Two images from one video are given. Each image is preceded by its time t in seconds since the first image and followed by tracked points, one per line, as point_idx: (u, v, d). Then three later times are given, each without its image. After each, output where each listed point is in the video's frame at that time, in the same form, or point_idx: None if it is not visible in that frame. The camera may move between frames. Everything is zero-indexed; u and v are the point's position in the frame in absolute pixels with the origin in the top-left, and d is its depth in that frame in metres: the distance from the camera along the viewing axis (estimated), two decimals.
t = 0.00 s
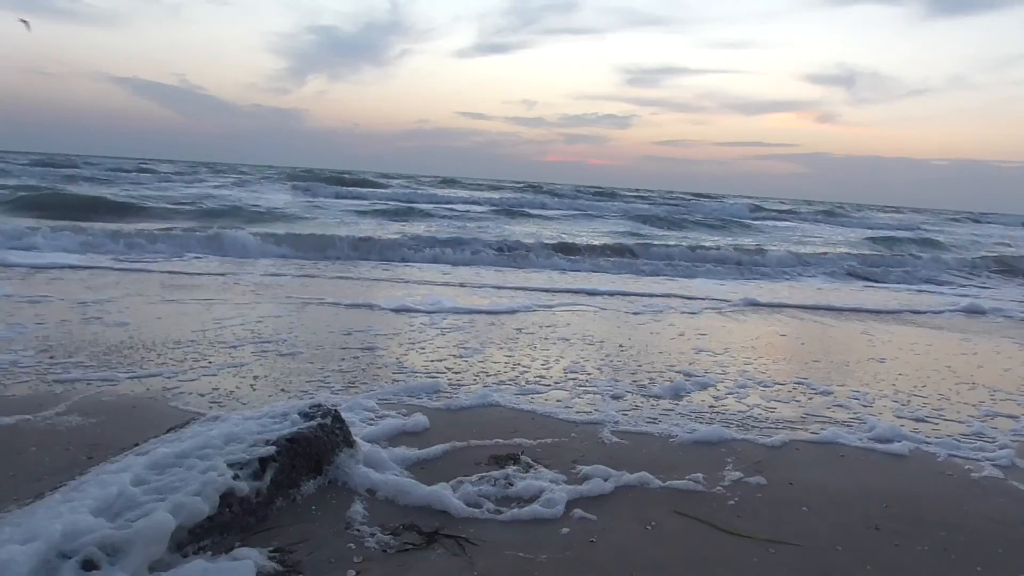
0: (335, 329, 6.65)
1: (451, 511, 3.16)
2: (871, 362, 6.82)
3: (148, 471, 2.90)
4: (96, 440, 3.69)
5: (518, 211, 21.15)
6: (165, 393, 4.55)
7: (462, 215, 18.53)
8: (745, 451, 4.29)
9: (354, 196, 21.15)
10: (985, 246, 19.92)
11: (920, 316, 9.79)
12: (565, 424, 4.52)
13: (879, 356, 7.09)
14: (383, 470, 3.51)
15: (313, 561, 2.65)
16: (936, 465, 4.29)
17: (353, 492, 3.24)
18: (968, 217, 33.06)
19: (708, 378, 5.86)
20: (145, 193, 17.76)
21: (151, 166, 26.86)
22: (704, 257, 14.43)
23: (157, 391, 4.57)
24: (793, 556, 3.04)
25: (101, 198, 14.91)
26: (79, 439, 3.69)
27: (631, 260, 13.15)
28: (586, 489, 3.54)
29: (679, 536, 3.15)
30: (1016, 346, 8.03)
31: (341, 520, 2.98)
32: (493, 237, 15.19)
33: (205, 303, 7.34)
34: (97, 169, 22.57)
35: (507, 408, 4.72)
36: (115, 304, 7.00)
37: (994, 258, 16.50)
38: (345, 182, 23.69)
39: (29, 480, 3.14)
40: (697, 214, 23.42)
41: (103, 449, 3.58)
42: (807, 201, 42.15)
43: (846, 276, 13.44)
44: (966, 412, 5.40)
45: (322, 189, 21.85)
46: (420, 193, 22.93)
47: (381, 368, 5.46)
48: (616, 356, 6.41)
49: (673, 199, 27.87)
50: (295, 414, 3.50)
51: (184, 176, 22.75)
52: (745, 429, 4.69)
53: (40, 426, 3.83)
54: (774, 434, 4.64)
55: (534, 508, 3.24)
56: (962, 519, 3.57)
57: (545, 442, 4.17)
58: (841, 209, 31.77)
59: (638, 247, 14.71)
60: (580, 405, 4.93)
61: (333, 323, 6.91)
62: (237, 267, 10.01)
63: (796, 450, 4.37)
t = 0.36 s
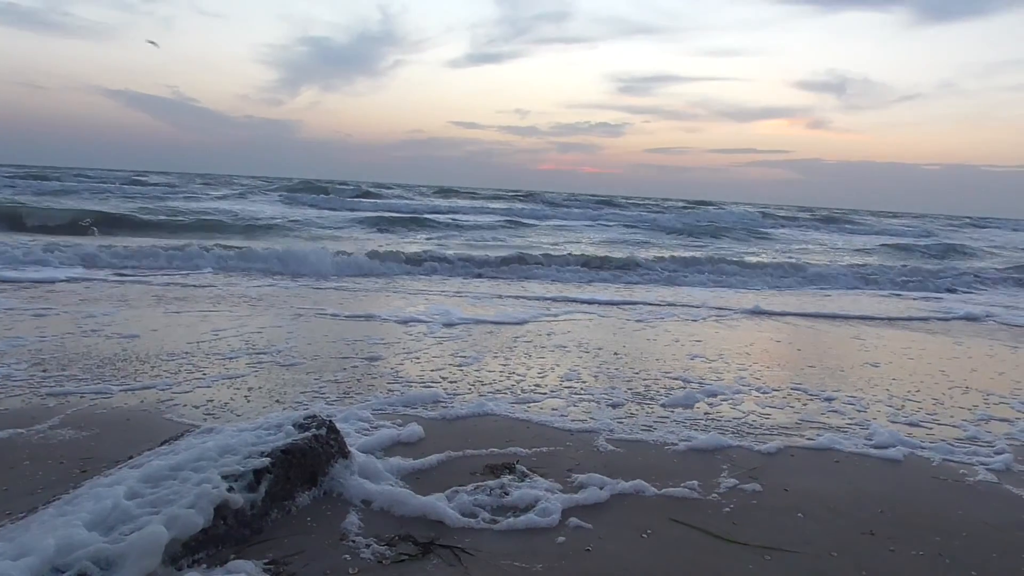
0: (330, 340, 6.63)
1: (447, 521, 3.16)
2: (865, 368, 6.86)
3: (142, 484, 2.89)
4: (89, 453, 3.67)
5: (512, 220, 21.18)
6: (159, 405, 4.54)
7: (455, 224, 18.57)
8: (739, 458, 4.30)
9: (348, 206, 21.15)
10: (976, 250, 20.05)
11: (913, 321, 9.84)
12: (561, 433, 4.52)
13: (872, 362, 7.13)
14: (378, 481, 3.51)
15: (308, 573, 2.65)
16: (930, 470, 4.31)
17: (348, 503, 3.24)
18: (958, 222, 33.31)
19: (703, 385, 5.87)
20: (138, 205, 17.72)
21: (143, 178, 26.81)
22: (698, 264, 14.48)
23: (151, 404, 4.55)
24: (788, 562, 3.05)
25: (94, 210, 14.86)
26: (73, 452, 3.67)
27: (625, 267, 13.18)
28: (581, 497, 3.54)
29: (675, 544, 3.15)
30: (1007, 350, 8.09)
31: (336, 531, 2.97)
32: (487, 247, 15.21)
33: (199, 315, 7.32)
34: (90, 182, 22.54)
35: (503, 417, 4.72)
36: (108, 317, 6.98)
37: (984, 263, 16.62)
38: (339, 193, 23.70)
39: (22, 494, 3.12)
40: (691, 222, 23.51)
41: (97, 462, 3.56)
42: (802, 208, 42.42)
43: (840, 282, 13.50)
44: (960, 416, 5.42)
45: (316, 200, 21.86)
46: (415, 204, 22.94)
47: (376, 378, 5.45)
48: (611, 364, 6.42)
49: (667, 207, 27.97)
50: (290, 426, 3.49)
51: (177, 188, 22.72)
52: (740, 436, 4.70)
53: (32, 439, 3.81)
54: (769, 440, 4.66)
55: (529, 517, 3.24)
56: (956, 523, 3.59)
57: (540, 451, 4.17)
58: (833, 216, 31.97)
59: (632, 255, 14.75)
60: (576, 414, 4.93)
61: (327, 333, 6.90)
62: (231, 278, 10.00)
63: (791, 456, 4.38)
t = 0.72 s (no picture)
0: (326, 343, 6.62)
1: (442, 525, 3.15)
2: (860, 372, 6.88)
3: (137, 488, 2.88)
4: (84, 456, 3.66)
5: (509, 224, 21.18)
6: (154, 408, 4.53)
7: (452, 227, 18.57)
8: (735, 462, 4.31)
9: (345, 209, 21.13)
10: (971, 255, 20.12)
11: (909, 325, 9.87)
12: (557, 437, 4.52)
13: (868, 366, 7.15)
14: (374, 485, 3.50)
15: None
16: (925, 475, 4.33)
17: (344, 508, 3.23)
18: (954, 226, 33.44)
19: (699, 389, 5.88)
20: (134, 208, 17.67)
21: (138, 181, 26.75)
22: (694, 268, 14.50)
23: (146, 407, 4.54)
24: (783, 566, 3.06)
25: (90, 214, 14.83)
26: (67, 455, 3.66)
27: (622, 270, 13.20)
28: (577, 502, 3.54)
29: (671, 548, 3.15)
30: (1002, 355, 8.13)
31: (331, 535, 2.97)
32: (484, 251, 15.22)
33: (195, 318, 7.31)
34: (85, 184, 22.47)
35: (499, 422, 4.72)
36: (104, 320, 6.96)
37: (979, 268, 16.70)
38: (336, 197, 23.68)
39: (16, 497, 3.11)
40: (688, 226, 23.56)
41: (91, 465, 3.55)
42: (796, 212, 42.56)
43: (836, 285, 13.54)
44: (955, 421, 5.44)
45: (312, 203, 21.84)
46: (412, 208, 22.95)
47: (373, 382, 5.45)
48: (608, 368, 6.43)
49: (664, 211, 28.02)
50: (286, 430, 3.49)
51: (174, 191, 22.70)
52: (736, 440, 4.71)
53: (27, 443, 3.80)
54: (764, 444, 4.67)
55: (525, 522, 3.24)
56: (951, 528, 3.60)
57: (536, 455, 4.17)
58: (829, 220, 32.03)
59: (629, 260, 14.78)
60: (572, 418, 4.93)
61: (324, 337, 6.88)
62: (227, 281, 9.98)
63: (786, 461, 4.39)
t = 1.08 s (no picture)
0: (323, 348, 6.62)
1: (439, 531, 3.15)
2: (856, 377, 6.90)
3: (133, 493, 2.87)
4: (80, 461, 3.65)
5: (506, 229, 21.20)
6: (150, 413, 4.52)
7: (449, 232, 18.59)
8: (732, 467, 4.31)
9: (342, 214, 21.14)
10: (967, 260, 20.17)
11: (904, 330, 9.89)
12: (553, 442, 4.52)
13: (864, 371, 7.16)
14: (370, 490, 3.50)
15: None
16: (921, 479, 4.33)
17: (341, 513, 3.23)
18: (950, 232, 33.52)
19: (696, 394, 5.89)
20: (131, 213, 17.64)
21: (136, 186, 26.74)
22: (692, 272, 14.52)
23: (142, 412, 4.53)
24: (780, 571, 3.06)
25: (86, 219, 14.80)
26: (63, 460, 3.65)
27: (618, 274, 13.22)
28: (574, 507, 3.54)
29: (667, 554, 3.16)
30: (997, 359, 8.15)
31: (327, 541, 2.97)
32: (482, 256, 15.22)
33: (192, 323, 7.30)
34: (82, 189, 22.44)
35: (496, 427, 4.72)
36: (101, 325, 6.95)
37: (975, 273, 16.75)
38: (334, 202, 23.68)
39: (11, 502, 3.11)
40: (685, 231, 23.60)
41: (87, 471, 3.54)
42: (794, 217, 42.67)
43: (832, 290, 13.56)
44: (952, 426, 5.45)
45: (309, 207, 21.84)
46: (409, 213, 22.95)
47: (370, 387, 5.44)
48: (604, 373, 6.43)
49: (661, 216, 28.05)
50: (282, 434, 3.49)
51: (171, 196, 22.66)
52: (732, 445, 4.72)
53: (22, 447, 3.79)
54: (761, 449, 4.68)
55: (522, 528, 3.24)
56: (948, 533, 3.61)
57: (533, 460, 4.17)
58: (826, 224, 32.08)
59: (626, 265, 14.79)
60: (568, 423, 4.93)
61: (320, 342, 6.87)
62: (224, 285, 9.96)
63: (783, 466, 4.40)
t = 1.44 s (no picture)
0: (320, 352, 6.61)
1: (435, 535, 3.15)
2: (853, 382, 6.91)
3: (128, 497, 2.86)
4: (75, 464, 3.64)
5: (504, 233, 21.21)
6: (146, 416, 4.51)
7: (446, 236, 18.62)
8: (728, 473, 4.31)
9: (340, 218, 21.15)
10: (963, 266, 20.23)
11: (900, 336, 9.91)
12: (550, 447, 4.52)
13: (861, 376, 7.18)
14: (367, 495, 3.49)
15: None
16: (917, 486, 4.34)
17: (337, 517, 3.22)
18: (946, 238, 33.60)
19: (693, 399, 5.89)
20: (127, 216, 17.61)
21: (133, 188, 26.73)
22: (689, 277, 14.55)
23: (138, 415, 4.51)
24: None
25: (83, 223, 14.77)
26: (59, 463, 3.64)
27: (616, 280, 13.23)
28: (571, 512, 3.54)
29: (664, 559, 3.15)
30: (993, 366, 8.18)
31: (323, 545, 2.95)
32: (479, 260, 15.22)
33: (188, 326, 7.28)
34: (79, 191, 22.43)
35: (492, 431, 4.72)
36: (97, 327, 6.93)
37: (970, 279, 16.80)
38: (332, 206, 23.69)
39: (6, 505, 3.09)
40: (682, 236, 23.64)
41: (82, 474, 3.53)
42: (791, 222, 42.79)
43: (829, 295, 13.59)
44: (948, 432, 5.46)
45: (307, 211, 21.84)
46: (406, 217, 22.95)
47: (366, 391, 5.43)
48: (601, 378, 6.43)
49: (658, 221, 28.10)
50: (278, 438, 3.48)
51: (169, 199, 22.63)
52: (729, 451, 4.72)
53: (18, 450, 3.78)
54: (757, 455, 4.68)
55: (518, 533, 3.23)
56: (944, 540, 3.61)
57: (530, 465, 4.17)
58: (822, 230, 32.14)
59: (623, 270, 14.80)
60: (565, 428, 4.92)
61: (317, 345, 6.87)
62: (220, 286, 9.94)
63: (779, 472, 4.40)
